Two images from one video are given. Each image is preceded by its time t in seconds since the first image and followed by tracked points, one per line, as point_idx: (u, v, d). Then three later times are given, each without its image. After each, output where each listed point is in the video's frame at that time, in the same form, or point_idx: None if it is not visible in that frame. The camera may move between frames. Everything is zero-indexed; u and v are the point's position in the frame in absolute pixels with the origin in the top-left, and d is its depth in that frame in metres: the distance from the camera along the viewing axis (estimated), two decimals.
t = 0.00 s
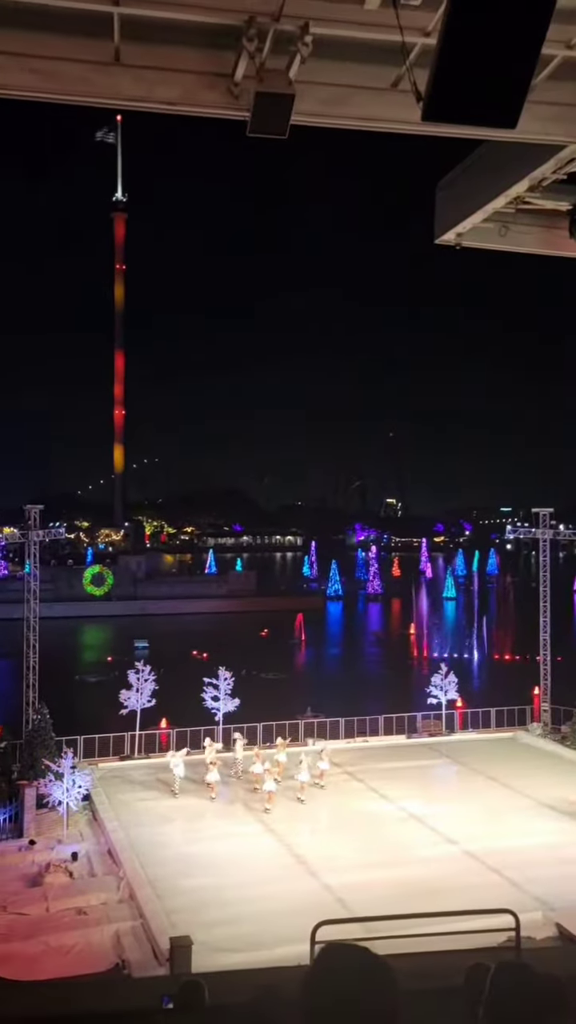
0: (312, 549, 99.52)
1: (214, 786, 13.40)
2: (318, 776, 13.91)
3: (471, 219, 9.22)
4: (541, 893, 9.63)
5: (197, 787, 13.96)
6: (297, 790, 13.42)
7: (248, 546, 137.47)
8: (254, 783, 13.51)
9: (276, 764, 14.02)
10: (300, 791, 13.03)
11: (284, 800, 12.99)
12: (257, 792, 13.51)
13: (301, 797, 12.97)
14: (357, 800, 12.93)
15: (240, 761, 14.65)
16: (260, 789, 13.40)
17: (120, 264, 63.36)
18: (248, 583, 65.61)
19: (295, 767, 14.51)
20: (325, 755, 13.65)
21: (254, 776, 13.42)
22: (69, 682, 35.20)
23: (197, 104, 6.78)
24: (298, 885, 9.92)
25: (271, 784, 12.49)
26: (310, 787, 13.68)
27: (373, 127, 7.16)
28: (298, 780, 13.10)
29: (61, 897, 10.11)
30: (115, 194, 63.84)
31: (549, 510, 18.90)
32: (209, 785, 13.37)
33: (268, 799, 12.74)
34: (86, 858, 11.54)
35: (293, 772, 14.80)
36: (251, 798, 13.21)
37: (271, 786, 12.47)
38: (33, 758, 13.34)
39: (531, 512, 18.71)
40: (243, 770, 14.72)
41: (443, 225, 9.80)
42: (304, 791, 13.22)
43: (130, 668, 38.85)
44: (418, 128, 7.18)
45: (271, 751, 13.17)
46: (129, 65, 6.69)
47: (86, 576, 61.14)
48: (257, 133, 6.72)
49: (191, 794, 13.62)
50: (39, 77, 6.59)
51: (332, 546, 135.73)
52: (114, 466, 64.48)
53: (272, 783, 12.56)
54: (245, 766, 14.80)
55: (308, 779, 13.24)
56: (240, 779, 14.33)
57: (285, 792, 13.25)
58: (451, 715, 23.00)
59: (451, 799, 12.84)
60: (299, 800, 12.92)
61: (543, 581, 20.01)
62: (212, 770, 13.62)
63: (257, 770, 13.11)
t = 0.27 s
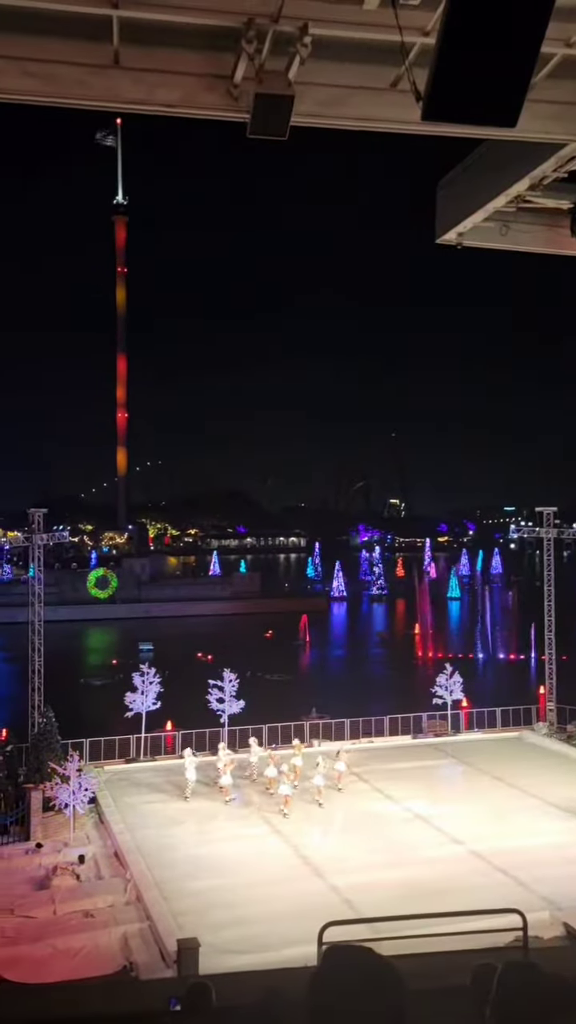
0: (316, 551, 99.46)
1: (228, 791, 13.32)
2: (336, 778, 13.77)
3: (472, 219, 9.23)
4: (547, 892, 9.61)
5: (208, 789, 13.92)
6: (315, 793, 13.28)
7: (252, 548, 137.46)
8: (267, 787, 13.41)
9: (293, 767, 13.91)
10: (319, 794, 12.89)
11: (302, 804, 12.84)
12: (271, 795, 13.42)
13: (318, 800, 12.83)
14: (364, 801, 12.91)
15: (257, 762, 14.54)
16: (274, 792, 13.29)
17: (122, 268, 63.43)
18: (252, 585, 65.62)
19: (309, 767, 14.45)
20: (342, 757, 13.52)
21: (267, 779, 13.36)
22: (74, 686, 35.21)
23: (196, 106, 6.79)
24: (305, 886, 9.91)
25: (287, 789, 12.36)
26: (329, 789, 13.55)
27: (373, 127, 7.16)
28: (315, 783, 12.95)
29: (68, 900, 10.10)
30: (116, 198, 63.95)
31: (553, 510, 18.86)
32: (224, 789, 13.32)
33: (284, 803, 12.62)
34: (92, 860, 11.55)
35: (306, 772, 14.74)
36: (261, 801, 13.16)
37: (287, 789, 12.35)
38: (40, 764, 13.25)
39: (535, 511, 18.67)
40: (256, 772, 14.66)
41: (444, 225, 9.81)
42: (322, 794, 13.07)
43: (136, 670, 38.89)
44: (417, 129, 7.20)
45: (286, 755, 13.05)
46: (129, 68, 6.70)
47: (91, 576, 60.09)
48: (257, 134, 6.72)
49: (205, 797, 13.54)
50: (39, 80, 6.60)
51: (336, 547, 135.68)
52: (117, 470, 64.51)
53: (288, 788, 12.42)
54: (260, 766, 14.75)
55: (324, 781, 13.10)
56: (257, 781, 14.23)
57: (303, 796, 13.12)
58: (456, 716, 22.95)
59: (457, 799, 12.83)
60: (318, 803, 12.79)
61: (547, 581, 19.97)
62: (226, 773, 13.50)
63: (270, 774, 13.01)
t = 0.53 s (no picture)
0: (322, 551, 99.39)
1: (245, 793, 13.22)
2: (356, 780, 13.68)
3: (476, 218, 9.22)
4: (556, 893, 9.60)
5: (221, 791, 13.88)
6: (336, 795, 13.20)
7: (257, 549, 137.50)
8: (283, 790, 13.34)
9: (311, 769, 13.83)
10: (344, 796, 12.80)
11: (326, 805, 12.75)
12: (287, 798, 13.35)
13: (341, 802, 12.75)
14: (373, 802, 12.89)
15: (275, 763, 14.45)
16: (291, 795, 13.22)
17: (126, 270, 63.51)
18: (259, 585, 65.61)
19: (323, 769, 14.41)
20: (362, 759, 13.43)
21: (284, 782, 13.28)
22: (80, 688, 35.26)
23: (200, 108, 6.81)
24: (313, 888, 9.90)
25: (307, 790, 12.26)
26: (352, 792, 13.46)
27: (376, 127, 7.17)
28: (335, 785, 12.86)
29: (77, 902, 10.10)
30: (120, 200, 64.05)
31: (559, 509, 18.82)
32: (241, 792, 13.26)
33: (305, 805, 12.57)
34: (100, 862, 11.57)
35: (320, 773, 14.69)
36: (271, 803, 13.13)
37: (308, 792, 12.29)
38: (48, 765, 13.29)
39: (541, 511, 18.62)
40: (270, 773, 14.62)
41: (448, 225, 9.81)
42: (343, 796, 12.98)
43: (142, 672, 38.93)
44: (421, 129, 7.20)
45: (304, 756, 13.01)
46: (132, 71, 6.70)
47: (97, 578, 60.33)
48: (261, 135, 6.72)
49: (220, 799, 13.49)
50: (43, 84, 6.61)
51: (342, 547, 135.66)
52: (123, 472, 64.57)
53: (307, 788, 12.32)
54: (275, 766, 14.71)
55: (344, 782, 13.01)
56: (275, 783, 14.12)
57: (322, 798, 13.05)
58: (464, 716, 22.93)
59: (465, 800, 12.82)
60: (342, 805, 12.70)
61: (554, 581, 19.93)
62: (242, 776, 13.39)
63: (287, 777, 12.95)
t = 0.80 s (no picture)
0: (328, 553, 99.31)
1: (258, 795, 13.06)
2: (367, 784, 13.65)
3: (482, 219, 9.22)
4: (563, 895, 9.58)
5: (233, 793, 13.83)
6: (344, 799, 13.17)
7: (263, 551, 137.50)
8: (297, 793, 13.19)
9: (325, 771, 13.72)
10: (352, 801, 12.78)
11: (335, 810, 12.71)
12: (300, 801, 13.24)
13: (351, 807, 12.73)
14: (380, 805, 12.86)
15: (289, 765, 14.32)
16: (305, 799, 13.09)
17: (131, 272, 63.62)
18: (265, 587, 65.53)
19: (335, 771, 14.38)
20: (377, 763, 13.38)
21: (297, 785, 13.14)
22: (86, 691, 35.29)
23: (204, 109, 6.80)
24: (320, 891, 9.86)
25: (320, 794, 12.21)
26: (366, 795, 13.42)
27: (380, 128, 7.15)
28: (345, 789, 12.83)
29: (84, 905, 10.09)
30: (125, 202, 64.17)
31: (565, 510, 18.76)
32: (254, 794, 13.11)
33: (320, 810, 12.53)
34: (107, 865, 11.55)
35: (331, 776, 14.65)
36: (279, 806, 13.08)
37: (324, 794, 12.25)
38: (54, 767, 13.26)
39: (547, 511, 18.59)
40: (283, 775, 14.54)
41: (454, 226, 9.79)
42: (352, 801, 12.95)
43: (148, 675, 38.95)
44: (425, 129, 7.19)
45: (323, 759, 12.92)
46: (136, 73, 6.71)
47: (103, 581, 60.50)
48: (266, 137, 6.72)
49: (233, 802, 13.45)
50: (48, 86, 6.60)
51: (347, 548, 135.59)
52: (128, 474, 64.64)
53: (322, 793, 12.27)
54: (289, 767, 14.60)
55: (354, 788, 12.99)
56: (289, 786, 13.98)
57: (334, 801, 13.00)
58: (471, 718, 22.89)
59: (472, 802, 12.79)
60: (352, 810, 12.65)
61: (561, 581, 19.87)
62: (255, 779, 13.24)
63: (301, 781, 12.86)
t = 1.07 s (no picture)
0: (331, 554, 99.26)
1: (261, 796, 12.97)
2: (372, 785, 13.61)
3: (486, 219, 9.21)
4: (567, 896, 9.57)
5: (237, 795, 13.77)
6: (348, 801, 13.14)
7: (266, 552, 137.54)
8: (301, 795, 13.11)
9: (331, 773, 13.66)
10: (355, 802, 12.75)
11: (338, 811, 12.68)
12: (304, 803, 13.16)
13: (354, 808, 12.71)
14: (383, 806, 12.83)
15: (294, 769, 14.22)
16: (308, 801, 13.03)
17: (134, 273, 63.64)
18: (268, 587, 65.48)
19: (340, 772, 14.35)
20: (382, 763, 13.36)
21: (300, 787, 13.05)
22: (89, 692, 35.30)
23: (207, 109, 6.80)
24: (323, 892, 9.85)
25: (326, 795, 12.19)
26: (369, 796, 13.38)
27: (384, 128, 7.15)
28: (349, 791, 12.80)
29: (86, 907, 10.08)
30: (128, 203, 64.21)
31: (569, 511, 18.73)
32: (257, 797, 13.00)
33: (323, 812, 12.41)
34: (109, 867, 11.54)
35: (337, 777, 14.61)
36: (282, 808, 13.05)
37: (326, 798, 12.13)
38: (57, 769, 13.23)
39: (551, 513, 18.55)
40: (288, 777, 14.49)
41: (457, 227, 9.79)
42: (356, 802, 12.92)
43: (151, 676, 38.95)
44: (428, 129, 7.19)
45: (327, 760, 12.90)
46: (139, 73, 6.72)
47: (105, 583, 59.91)
48: (269, 137, 6.71)
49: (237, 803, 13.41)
50: (50, 86, 6.60)
51: (350, 549, 135.56)
52: (131, 475, 64.66)
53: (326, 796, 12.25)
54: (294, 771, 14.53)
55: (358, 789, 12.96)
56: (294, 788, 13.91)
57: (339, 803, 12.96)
58: (474, 720, 22.88)
59: (476, 803, 12.77)
60: (356, 811, 12.60)
61: (566, 582, 19.82)
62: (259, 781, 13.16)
63: (305, 783, 12.82)
